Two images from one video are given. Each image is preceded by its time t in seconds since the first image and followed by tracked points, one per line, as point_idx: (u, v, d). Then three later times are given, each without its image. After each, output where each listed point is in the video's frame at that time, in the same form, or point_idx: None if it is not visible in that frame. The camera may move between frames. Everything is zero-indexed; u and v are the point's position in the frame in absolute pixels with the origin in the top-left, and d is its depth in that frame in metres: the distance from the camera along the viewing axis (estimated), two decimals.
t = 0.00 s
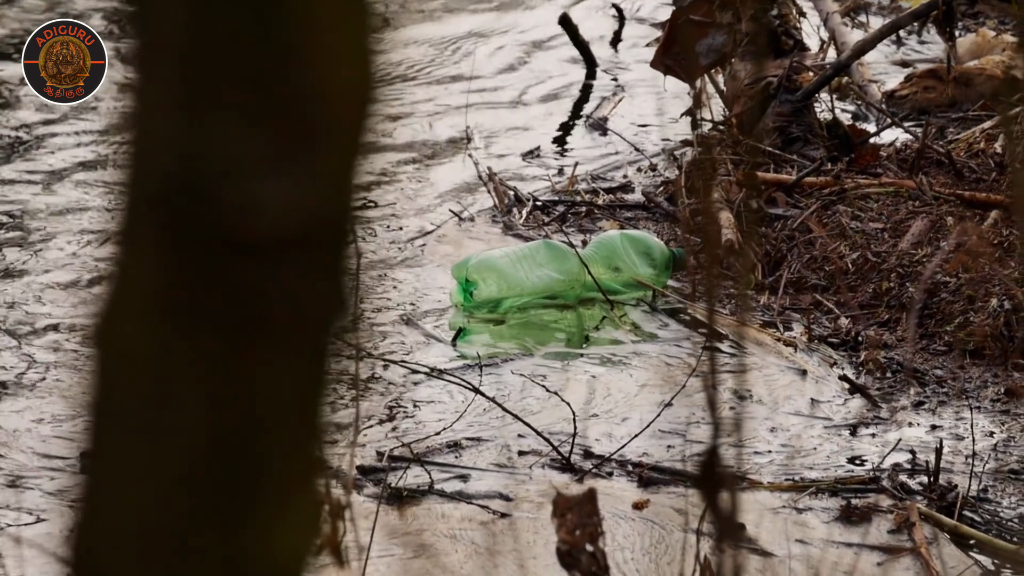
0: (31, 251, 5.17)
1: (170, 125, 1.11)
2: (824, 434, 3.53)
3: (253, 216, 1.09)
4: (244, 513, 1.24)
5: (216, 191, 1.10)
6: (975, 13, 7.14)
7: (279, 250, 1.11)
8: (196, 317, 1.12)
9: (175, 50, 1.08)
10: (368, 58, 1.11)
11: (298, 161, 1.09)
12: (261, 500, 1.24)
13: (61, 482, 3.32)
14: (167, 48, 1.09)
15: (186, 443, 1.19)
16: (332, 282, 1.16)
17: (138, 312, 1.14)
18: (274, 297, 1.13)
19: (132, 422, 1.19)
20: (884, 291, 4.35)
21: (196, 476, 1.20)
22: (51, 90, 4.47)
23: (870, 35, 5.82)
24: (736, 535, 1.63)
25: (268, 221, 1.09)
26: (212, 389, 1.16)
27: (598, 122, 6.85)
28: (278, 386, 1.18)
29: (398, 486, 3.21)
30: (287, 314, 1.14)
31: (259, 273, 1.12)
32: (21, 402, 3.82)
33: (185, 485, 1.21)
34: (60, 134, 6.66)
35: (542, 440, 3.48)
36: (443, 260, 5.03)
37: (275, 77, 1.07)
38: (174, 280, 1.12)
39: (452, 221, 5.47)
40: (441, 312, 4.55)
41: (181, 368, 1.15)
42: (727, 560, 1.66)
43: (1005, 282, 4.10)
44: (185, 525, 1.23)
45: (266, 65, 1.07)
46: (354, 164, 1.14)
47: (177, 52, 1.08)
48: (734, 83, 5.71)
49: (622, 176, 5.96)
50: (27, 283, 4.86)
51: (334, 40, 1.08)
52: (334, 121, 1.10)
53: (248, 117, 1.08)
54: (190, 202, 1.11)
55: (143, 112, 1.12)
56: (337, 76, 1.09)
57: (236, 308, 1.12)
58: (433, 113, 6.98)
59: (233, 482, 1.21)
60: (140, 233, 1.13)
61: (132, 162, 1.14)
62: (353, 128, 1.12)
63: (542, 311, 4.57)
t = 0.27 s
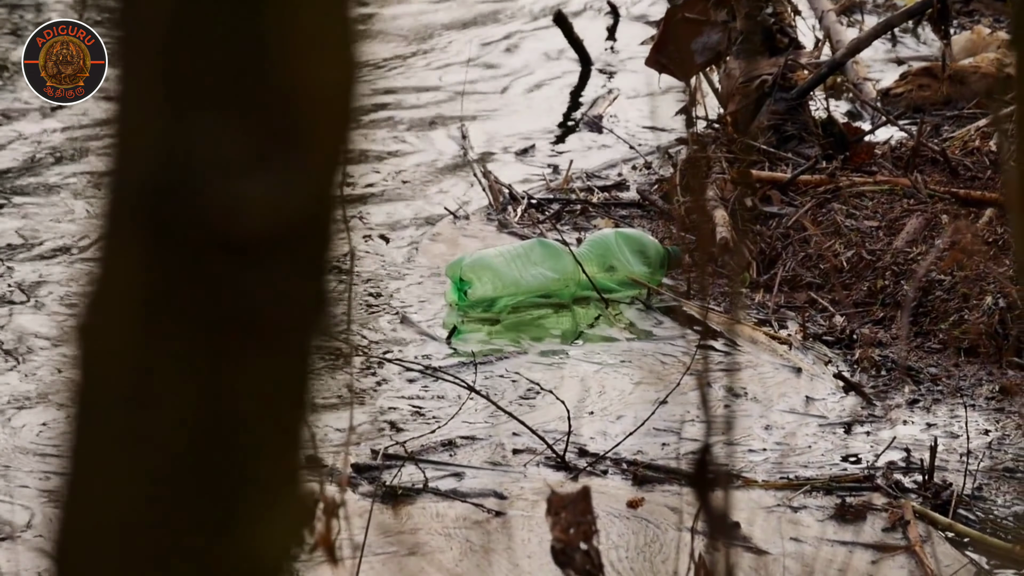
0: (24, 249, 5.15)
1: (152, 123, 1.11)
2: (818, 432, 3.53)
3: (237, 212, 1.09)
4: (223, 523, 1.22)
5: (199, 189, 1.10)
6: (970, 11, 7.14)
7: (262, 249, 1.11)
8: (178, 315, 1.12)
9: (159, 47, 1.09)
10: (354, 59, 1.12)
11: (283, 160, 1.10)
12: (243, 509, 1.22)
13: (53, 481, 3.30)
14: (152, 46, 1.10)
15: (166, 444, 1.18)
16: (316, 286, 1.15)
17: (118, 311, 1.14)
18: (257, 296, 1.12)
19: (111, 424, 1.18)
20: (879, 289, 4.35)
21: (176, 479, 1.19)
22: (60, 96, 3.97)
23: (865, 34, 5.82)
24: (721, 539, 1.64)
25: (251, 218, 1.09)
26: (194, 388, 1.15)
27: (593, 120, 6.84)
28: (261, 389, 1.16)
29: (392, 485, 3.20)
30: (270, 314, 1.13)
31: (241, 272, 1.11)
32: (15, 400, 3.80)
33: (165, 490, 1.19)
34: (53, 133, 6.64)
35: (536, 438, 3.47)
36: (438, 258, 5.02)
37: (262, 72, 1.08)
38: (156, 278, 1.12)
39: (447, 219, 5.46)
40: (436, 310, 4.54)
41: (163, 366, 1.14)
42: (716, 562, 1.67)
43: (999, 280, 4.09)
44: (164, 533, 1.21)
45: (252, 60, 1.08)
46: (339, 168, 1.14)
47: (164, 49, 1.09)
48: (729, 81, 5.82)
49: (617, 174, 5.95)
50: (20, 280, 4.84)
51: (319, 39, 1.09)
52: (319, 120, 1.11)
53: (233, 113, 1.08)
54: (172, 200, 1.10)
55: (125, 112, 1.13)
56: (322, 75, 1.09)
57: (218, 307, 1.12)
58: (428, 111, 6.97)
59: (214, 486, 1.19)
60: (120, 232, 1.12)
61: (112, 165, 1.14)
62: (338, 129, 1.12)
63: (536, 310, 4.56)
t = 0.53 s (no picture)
0: (22, 253, 5.15)
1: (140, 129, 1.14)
2: (814, 433, 3.53)
3: (220, 220, 1.12)
4: (208, 515, 1.26)
5: (183, 195, 1.13)
6: (968, 12, 7.14)
7: (244, 254, 1.14)
8: (164, 317, 1.15)
9: (144, 54, 1.12)
10: (331, 63, 1.13)
11: (265, 167, 1.12)
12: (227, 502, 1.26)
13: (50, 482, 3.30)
14: (138, 53, 1.12)
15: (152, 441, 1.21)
16: (300, 288, 1.18)
17: (106, 311, 1.17)
18: (240, 301, 1.15)
19: (100, 419, 1.22)
20: (876, 290, 4.35)
21: (163, 473, 1.23)
22: (55, 92, 3.09)
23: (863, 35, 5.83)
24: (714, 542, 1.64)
25: (233, 225, 1.12)
26: (179, 387, 1.18)
27: (590, 122, 6.85)
28: (245, 388, 1.20)
29: (389, 487, 3.19)
30: (252, 318, 1.16)
31: (224, 276, 1.14)
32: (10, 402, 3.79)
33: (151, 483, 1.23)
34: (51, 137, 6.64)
35: (533, 439, 3.47)
36: (435, 260, 5.01)
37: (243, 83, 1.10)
38: (139, 276, 1.15)
39: (444, 221, 5.46)
40: (433, 311, 4.55)
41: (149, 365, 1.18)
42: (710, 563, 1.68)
43: (996, 282, 4.09)
44: (152, 521, 1.26)
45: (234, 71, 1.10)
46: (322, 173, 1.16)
47: (149, 57, 1.12)
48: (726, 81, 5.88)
49: (614, 175, 5.96)
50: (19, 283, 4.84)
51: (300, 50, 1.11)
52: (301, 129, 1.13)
53: (215, 122, 1.11)
54: (158, 205, 1.14)
55: (114, 115, 1.16)
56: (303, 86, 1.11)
57: (201, 310, 1.15)
58: (426, 113, 6.97)
59: (200, 480, 1.23)
60: (107, 233, 1.16)
61: (102, 165, 1.18)
62: (319, 137, 1.14)
63: (533, 311, 4.57)
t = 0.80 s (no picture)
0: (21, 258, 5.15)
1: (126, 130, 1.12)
2: (812, 436, 3.53)
3: (203, 222, 1.10)
4: (195, 517, 1.25)
5: (169, 199, 1.12)
6: (966, 15, 7.15)
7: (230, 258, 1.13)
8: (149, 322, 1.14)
9: (124, 56, 1.10)
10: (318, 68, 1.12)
11: (251, 169, 1.11)
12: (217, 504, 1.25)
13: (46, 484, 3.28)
14: (119, 53, 1.11)
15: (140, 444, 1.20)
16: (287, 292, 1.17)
17: (89, 314, 1.15)
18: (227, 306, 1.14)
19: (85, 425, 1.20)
20: (874, 293, 4.34)
21: (149, 480, 1.22)
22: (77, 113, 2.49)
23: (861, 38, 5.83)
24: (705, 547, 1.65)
25: (219, 228, 1.11)
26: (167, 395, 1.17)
27: (589, 125, 6.85)
28: (231, 391, 1.19)
29: (388, 490, 3.19)
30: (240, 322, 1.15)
31: (209, 279, 1.13)
32: (8, 405, 3.78)
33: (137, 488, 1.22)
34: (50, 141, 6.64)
35: (531, 443, 3.47)
36: (433, 263, 5.01)
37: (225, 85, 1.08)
38: (122, 282, 1.13)
39: (443, 224, 5.45)
40: (431, 315, 4.55)
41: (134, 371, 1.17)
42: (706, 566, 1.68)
43: (994, 284, 4.09)
44: (136, 528, 1.25)
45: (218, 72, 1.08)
46: (308, 173, 1.15)
47: (132, 60, 1.10)
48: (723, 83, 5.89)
49: (612, 178, 5.95)
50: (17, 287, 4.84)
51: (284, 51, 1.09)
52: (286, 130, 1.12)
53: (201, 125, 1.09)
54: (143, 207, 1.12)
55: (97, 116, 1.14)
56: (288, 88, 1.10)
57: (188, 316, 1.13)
58: (424, 117, 6.97)
59: (187, 485, 1.23)
60: (87, 240, 1.13)
61: (85, 170, 1.16)
62: (305, 138, 1.13)
63: (531, 314, 4.56)
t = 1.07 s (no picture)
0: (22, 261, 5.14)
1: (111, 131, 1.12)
2: (813, 439, 3.52)
3: (193, 224, 1.12)
4: (183, 516, 1.26)
5: (155, 200, 1.12)
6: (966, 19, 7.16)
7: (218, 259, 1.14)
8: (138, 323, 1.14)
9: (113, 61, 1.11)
10: (305, 73, 1.13)
11: (237, 173, 1.12)
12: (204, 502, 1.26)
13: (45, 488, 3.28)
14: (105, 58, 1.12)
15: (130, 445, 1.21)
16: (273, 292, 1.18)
17: (76, 318, 1.16)
18: (214, 307, 1.15)
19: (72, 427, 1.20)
20: (875, 297, 4.34)
21: (139, 481, 1.22)
22: (49, 98, 2.11)
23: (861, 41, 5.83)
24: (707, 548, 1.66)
25: (208, 230, 1.12)
26: (157, 397, 1.18)
27: (589, 128, 6.85)
28: (219, 394, 1.20)
29: (388, 493, 3.19)
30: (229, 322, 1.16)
31: (198, 281, 1.14)
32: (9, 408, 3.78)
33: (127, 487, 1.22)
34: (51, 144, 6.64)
35: (532, 446, 3.47)
36: (434, 267, 5.01)
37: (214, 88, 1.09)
38: (109, 285, 1.14)
39: (443, 228, 5.45)
40: (431, 318, 4.55)
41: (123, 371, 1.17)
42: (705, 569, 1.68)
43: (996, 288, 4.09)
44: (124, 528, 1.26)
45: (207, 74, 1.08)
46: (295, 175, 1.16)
47: (121, 65, 1.10)
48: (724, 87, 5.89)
49: (613, 182, 5.95)
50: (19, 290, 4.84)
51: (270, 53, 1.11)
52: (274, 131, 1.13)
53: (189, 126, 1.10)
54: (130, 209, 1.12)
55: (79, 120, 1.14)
56: (276, 89, 1.11)
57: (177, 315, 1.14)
58: (425, 120, 6.97)
59: (177, 485, 1.24)
60: (75, 242, 1.14)
61: (72, 172, 1.16)
62: (292, 143, 1.14)
63: (531, 317, 4.56)
